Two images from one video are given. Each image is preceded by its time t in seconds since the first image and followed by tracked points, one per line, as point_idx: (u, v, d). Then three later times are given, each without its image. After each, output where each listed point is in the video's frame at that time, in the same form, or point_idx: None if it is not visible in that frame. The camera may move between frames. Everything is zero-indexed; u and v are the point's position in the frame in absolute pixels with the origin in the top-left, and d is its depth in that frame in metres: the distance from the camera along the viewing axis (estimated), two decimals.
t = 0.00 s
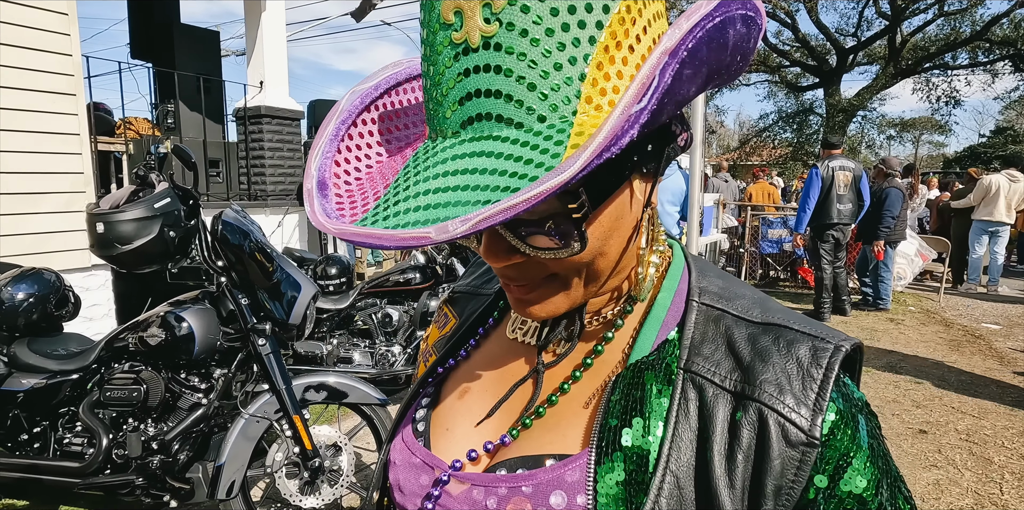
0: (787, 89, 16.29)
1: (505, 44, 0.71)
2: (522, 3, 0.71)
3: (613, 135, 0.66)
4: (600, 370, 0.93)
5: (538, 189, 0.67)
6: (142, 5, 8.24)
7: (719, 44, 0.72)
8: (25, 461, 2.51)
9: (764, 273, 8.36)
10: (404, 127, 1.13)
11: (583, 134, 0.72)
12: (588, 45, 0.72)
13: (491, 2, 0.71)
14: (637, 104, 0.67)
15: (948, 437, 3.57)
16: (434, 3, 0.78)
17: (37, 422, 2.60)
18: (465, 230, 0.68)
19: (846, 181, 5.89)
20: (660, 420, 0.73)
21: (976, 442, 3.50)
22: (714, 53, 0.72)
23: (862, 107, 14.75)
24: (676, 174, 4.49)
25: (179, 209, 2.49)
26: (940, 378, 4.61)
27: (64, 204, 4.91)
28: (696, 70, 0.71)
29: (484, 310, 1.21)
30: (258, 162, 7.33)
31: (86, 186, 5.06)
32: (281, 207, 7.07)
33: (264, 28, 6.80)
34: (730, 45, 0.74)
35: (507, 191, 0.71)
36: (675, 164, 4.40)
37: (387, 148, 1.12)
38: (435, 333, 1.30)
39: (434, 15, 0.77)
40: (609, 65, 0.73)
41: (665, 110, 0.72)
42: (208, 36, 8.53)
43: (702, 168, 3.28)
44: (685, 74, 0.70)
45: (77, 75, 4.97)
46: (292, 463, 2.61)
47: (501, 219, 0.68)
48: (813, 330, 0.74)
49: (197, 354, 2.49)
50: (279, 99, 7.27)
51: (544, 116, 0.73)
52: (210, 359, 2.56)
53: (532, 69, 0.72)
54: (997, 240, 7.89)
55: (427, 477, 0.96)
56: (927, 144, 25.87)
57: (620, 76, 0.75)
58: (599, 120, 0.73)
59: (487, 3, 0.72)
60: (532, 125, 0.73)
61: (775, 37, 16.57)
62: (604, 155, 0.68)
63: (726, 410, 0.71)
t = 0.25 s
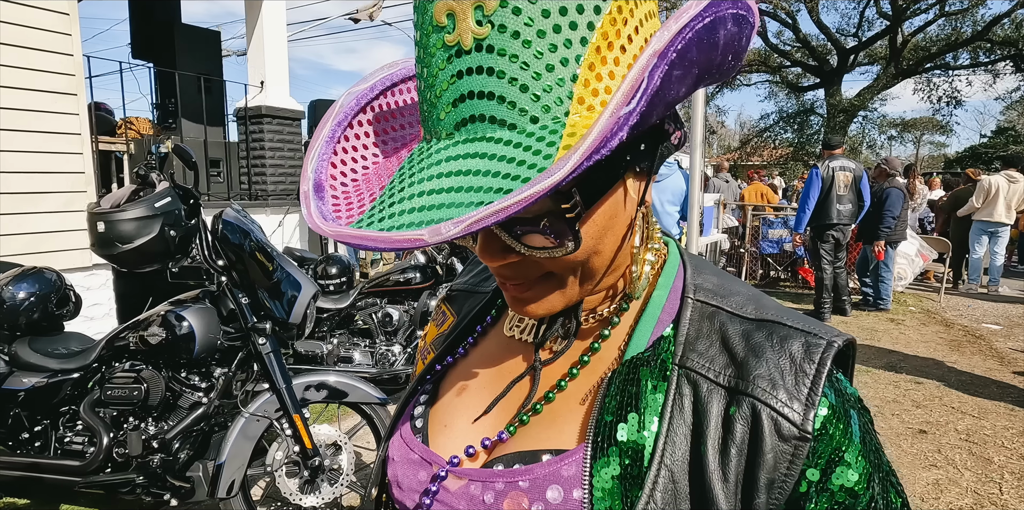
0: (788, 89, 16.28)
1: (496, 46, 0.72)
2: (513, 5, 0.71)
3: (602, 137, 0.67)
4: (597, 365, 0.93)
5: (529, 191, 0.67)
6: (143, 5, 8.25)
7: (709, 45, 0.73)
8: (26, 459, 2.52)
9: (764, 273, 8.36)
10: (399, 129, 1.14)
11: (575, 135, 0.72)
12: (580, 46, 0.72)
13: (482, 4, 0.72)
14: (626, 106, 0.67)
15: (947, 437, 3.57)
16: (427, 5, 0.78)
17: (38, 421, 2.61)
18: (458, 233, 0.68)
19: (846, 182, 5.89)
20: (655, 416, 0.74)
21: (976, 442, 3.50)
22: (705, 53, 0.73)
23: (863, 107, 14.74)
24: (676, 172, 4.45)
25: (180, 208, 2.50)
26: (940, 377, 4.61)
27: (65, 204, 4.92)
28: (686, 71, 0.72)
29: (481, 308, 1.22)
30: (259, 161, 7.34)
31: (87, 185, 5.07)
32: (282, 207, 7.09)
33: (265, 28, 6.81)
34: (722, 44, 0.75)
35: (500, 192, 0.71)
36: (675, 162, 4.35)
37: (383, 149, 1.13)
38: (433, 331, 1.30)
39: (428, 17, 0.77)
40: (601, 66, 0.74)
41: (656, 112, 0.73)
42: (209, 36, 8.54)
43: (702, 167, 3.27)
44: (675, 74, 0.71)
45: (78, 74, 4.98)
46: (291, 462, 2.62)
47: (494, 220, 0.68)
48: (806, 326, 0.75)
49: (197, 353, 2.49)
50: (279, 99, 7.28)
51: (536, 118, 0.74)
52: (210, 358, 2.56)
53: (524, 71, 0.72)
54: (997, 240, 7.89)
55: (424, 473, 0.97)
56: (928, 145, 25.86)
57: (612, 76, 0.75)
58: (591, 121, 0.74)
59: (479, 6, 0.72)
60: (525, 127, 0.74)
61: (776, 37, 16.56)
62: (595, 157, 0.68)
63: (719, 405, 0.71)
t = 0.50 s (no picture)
0: (789, 89, 16.27)
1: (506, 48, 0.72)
2: (523, 7, 0.72)
3: (611, 137, 0.68)
4: (604, 361, 0.94)
5: (539, 189, 0.68)
6: (145, 4, 8.27)
7: (714, 45, 0.73)
8: (30, 458, 2.52)
9: (765, 273, 8.37)
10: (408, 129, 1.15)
11: (583, 134, 0.73)
12: (587, 48, 0.73)
13: (493, 6, 0.72)
14: (634, 107, 0.68)
15: (949, 436, 3.57)
16: (436, 7, 0.78)
17: (42, 419, 2.61)
18: (469, 230, 0.69)
19: (847, 182, 5.89)
20: (661, 409, 0.74)
21: (977, 442, 3.50)
22: (710, 54, 0.73)
23: (864, 107, 14.72)
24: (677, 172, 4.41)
25: (182, 208, 2.51)
26: (941, 377, 4.61)
27: (68, 204, 4.93)
28: (692, 71, 0.72)
29: (488, 305, 1.23)
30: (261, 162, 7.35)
31: (89, 185, 5.08)
32: (283, 206, 7.10)
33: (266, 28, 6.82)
34: (726, 46, 0.75)
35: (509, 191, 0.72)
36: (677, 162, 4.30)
37: (393, 148, 1.14)
38: (440, 328, 1.31)
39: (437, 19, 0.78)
40: (608, 67, 0.75)
41: (661, 112, 0.73)
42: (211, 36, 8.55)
43: (702, 169, 3.28)
44: (680, 74, 0.71)
45: (80, 74, 4.99)
46: (294, 460, 2.64)
47: (505, 218, 0.69)
48: (810, 321, 0.75)
49: (200, 353, 2.50)
50: (281, 99, 7.28)
51: (545, 118, 0.74)
52: (213, 357, 2.57)
53: (533, 72, 0.73)
54: (997, 240, 7.88)
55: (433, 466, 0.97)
56: (929, 145, 25.84)
57: (619, 77, 0.76)
58: (599, 120, 0.74)
59: (489, 8, 0.73)
60: (534, 126, 0.75)
61: (777, 37, 16.56)
62: (603, 156, 0.69)
63: (724, 398, 0.72)
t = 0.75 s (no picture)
0: (790, 89, 16.26)
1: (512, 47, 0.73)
2: (526, 7, 0.72)
3: (611, 133, 0.68)
4: (605, 355, 0.94)
5: (541, 184, 0.69)
6: (147, 4, 8.29)
7: (714, 44, 0.74)
8: (32, 456, 2.53)
9: (766, 273, 8.37)
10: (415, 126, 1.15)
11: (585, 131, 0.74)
12: (589, 47, 0.74)
13: (497, 6, 0.73)
14: (634, 103, 0.68)
15: (949, 436, 3.58)
16: (441, 6, 0.79)
17: (44, 418, 2.62)
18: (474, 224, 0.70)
19: (848, 182, 5.89)
20: (662, 402, 0.75)
21: (977, 442, 3.50)
22: (710, 52, 0.74)
23: (865, 107, 14.72)
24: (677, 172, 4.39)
25: (185, 207, 2.51)
26: (941, 377, 4.61)
27: (70, 203, 4.95)
28: (691, 69, 0.73)
29: (491, 302, 1.23)
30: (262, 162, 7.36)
31: (91, 185, 5.10)
32: (284, 206, 7.11)
33: (268, 28, 6.83)
34: (726, 44, 0.76)
35: (512, 186, 0.72)
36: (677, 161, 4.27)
37: (399, 147, 1.14)
38: (444, 325, 1.32)
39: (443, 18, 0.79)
40: (610, 65, 0.75)
41: (661, 109, 0.74)
42: (213, 36, 8.56)
43: (704, 170, 3.28)
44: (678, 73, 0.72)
45: (82, 74, 5.01)
46: (295, 459, 2.65)
47: (508, 212, 0.70)
48: (809, 317, 0.76)
49: (202, 352, 2.51)
50: (282, 99, 7.30)
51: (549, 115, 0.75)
52: (214, 356, 2.57)
53: (536, 70, 0.73)
54: (997, 240, 7.87)
55: (437, 458, 0.98)
56: (931, 144, 25.80)
57: (620, 76, 0.76)
58: (601, 118, 0.75)
59: (494, 7, 0.73)
60: (537, 123, 0.75)
61: (778, 37, 16.56)
62: (604, 150, 0.69)
63: (723, 391, 0.72)
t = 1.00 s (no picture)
0: (791, 90, 16.27)
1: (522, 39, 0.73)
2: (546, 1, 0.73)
3: (608, 134, 0.68)
4: (605, 360, 0.94)
5: (530, 177, 0.69)
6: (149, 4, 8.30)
7: (727, 64, 0.74)
8: (34, 456, 2.53)
9: (767, 274, 8.38)
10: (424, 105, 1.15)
11: (587, 132, 0.73)
12: (605, 47, 0.73)
13: None
14: (635, 110, 0.68)
15: (951, 437, 3.57)
16: None
17: (46, 418, 2.62)
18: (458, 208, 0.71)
19: (849, 182, 5.88)
20: (661, 406, 0.75)
21: (979, 443, 3.50)
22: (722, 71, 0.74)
23: (866, 108, 14.71)
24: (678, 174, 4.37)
25: (186, 207, 2.52)
26: (942, 378, 4.61)
27: (71, 204, 4.95)
28: (701, 85, 0.73)
29: (490, 304, 1.24)
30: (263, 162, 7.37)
31: (93, 185, 5.10)
32: (286, 207, 7.12)
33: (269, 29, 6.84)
34: (740, 65, 0.76)
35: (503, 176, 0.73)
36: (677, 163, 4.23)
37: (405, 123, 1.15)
38: (444, 329, 1.32)
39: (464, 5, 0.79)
40: (623, 69, 0.75)
41: (665, 118, 0.74)
42: (214, 36, 8.57)
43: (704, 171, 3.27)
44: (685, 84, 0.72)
45: (84, 75, 5.02)
46: (297, 459, 2.65)
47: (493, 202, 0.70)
48: (808, 320, 0.76)
49: (203, 352, 2.51)
50: (284, 100, 7.31)
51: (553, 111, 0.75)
52: (215, 356, 2.57)
53: (547, 64, 0.74)
54: (997, 241, 7.85)
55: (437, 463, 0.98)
56: (932, 144, 25.82)
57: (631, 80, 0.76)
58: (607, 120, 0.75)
59: None
60: (542, 118, 0.75)
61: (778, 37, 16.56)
62: (599, 154, 0.70)
63: (723, 396, 0.72)
